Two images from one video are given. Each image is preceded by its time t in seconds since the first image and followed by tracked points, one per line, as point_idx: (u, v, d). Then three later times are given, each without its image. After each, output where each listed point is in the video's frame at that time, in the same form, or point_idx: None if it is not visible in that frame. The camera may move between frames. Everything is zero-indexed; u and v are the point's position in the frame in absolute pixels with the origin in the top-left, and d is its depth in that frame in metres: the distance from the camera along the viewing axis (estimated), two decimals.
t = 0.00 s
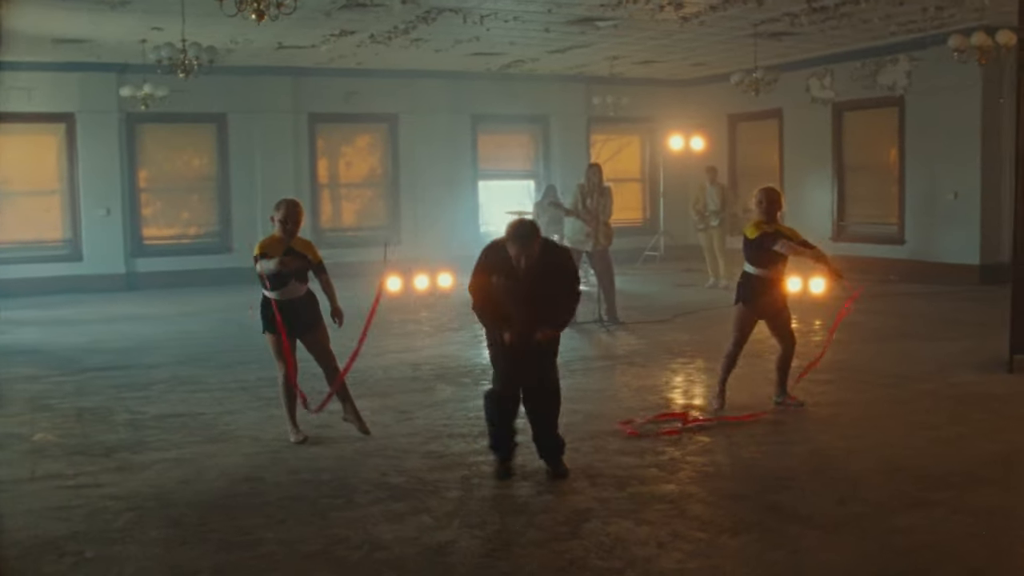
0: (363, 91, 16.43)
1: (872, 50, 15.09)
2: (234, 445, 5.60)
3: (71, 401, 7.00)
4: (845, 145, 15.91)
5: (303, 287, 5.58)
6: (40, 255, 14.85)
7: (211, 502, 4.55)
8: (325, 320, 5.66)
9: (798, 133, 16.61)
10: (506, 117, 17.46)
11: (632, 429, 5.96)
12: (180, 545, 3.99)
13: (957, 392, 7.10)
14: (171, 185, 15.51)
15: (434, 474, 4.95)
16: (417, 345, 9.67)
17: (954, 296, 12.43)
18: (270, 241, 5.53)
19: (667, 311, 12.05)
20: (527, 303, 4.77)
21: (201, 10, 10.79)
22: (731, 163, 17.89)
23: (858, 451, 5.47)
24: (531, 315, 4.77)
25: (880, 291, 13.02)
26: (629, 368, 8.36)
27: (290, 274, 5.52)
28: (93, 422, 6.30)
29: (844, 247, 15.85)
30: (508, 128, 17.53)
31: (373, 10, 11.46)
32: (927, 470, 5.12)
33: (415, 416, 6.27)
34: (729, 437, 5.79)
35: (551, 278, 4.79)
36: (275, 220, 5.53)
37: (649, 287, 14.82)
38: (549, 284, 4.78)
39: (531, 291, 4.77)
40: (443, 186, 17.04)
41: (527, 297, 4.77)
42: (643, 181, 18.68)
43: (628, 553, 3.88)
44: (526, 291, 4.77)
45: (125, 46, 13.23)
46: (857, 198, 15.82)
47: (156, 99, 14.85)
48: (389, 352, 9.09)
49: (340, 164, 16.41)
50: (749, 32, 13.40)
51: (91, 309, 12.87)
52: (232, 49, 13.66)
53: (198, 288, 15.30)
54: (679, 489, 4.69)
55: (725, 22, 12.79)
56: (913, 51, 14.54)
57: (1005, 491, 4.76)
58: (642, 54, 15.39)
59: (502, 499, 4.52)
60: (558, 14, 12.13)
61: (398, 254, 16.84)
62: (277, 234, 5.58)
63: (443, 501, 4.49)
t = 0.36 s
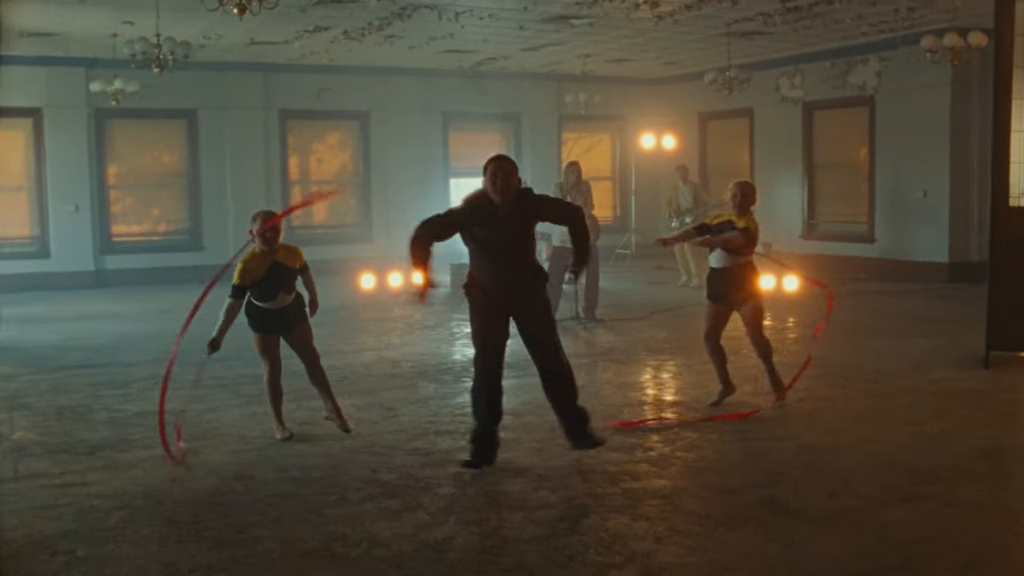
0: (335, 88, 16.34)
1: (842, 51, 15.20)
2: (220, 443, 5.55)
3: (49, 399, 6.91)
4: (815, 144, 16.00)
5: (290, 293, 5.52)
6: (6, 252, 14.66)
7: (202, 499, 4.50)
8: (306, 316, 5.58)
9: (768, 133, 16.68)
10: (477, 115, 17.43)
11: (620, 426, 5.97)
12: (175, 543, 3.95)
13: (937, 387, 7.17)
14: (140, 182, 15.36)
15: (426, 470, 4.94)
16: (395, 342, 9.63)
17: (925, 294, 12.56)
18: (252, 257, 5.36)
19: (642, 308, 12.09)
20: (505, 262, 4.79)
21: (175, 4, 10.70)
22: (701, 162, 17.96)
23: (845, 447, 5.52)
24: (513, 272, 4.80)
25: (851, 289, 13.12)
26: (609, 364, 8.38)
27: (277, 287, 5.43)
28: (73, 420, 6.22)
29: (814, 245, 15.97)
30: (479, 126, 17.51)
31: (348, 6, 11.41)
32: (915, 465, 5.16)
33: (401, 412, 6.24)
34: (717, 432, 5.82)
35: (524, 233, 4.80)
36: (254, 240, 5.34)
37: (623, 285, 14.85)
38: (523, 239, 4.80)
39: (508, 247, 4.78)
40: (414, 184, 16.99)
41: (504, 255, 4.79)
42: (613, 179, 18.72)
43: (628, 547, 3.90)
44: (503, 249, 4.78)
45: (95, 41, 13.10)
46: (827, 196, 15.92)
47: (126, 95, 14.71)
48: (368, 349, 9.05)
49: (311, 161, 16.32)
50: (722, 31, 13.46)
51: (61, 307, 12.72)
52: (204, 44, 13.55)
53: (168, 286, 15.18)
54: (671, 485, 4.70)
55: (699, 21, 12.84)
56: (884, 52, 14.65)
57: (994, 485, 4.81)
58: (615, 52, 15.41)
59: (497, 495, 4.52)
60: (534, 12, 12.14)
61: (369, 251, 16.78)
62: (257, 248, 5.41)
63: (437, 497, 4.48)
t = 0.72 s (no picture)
0: (314, 84, 16.24)
1: (821, 49, 15.24)
2: (210, 443, 5.48)
3: (32, 399, 6.81)
4: (795, 142, 16.03)
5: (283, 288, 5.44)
6: None
7: (196, 500, 4.44)
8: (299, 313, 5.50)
9: (748, 130, 16.70)
10: (456, 112, 17.36)
11: (614, 425, 5.94)
12: (172, 546, 3.89)
13: (925, 384, 7.19)
14: (117, 179, 15.20)
15: (421, 469, 4.88)
16: (379, 340, 9.56)
17: (905, 290, 12.61)
18: (237, 255, 5.30)
19: (625, 305, 12.07)
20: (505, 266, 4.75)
21: None
22: (680, 159, 17.97)
23: (839, 445, 5.51)
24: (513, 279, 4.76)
25: (831, 285, 13.18)
26: (595, 362, 8.35)
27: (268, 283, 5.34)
28: (58, 420, 6.13)
29: (793, 242, 16.01)
30: (458, 123, 17.45)
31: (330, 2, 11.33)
32: (910, 463, 5.16)
33: (392, 411, 6.19)
34: (711, 431, 5.80)
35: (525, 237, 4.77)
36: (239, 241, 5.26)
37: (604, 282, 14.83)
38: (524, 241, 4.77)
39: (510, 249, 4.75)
40: (394, 181, 16.91)
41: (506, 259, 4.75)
42: (592, 176, 18.71)
43: (632, 546, 3.87)
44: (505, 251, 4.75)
45: (71, 36, 12.94)
46: (806, 193, 15.96)
47: (104, 90, 14.55)
48: (353, 347, 8.99)
49: (290, 158, 16.22)
50: (704, 28, 13.47)
51: (39, 305, 12.58)
52: (183, 39, 13.42)
53: (146, 284, 15.03)
54: (670, 484, 4.68)
55: (681, 18, 12.85)
56: (863, 50, 14.70)
57: (991, 483, 4.80)
58: (595, 49, 15.39)
59: (495, 494, 4.47)
60: (516, 9, 12.10)
61: (348, 248, 16.70)
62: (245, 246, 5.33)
63: (435, 497, 4.43)
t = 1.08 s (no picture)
0: (299, 81, 16.16)
1: (808, 46, 15.26)
2: (204, 444, 5.42)
3: (21, 400, 6.72)
4: (782, 138, 16.03)
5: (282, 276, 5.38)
6: None
7: (194, 502, 4.38)
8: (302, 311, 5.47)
9: (734, 127, 16.71)
10: (442, 110, 17.31)
11: (611, 423, 5.91)
12: (170, 548, 3.84)
13: (918, 381, 7.18)
14: (102, 176, 15.08)
15: (420, 469, 4.84)
16: (369, 339, 9.50)
17: (893, 286, 12.63)
18: (237, 234, 5.28)
19: (615, 302, 12.04)
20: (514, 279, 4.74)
21: None
22: (667, 156, 17.96)
23: (838, 442, 5.49)
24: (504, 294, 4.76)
25: (819, 282, 13.18)
26: (588, 359, 8.32)
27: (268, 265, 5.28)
28: (49, 421, 6.06)
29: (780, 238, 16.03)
30: (444, 120, 17.39)
31: None
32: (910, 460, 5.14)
33: (387, 409, 6.13)
34: (710, 428, 5.77)
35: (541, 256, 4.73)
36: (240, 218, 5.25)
37: (592, 279, 14.80)
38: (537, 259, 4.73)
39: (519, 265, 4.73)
40: (380, 178, 16.84)
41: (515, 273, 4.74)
42: (579, 173, 18.69)
43: (636, 546, 3.84)
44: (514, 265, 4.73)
45: (56, 33, 12.83)
46: (793, 190, 15.97)
47: (89, 87, 14.44)
48: (344, 344, 8.93)
49: (276, 155, 16.13)
50: (691, 24, 13.46)
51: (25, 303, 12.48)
52: (168, 36, 13.33)
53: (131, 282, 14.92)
54: (670, 482, 4.65)
55: (669, 15, 12.83)
56: (850, 46, 14.73)
57: (992, 480, 4.79)
58: (582, 46, 15.37)
59: (496, 494, 4.43)
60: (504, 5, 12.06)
61: (335, 245, 16.63)
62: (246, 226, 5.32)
63: (435, 497, 4.39)
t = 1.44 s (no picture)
0: (293, 78, 16.08)
1: (802, 44, 15.24)
2: (203, 444, 5.36)
3: (16, 400, 6.65)
4: (776, 136, 16.01)
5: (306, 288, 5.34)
6: None
7: (195, 504, 4.32)
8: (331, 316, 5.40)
9: (728, 125, 16.68)
10: (436, 107, 17.24)
11: (614, 422, 5.86)
12: (173, 552, 3.78)
13: (919, 380, 7.15)
14: (95, 174, 14.97)
15: (423, 470, 4.78)
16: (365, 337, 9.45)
17: (890, 285, 12.60)
18: (257, 257, 5.23)
19: (610, 300, 12.00)
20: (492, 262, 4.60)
21: None
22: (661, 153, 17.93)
23: (843, 441, 5.45)
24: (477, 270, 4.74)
25: (814, 280, 13.16)
26: (587, 358, 8.27)
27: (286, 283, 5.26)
28: (45, 421, 5.98)
29: (774, 236, 16.00)
30: (438, 117, 17.32)
31: None
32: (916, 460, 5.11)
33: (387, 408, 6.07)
34: (714, 428, 5.73)
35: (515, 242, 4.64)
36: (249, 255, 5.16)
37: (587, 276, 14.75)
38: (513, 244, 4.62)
39: (496, 248, 4.59)
40: (373, 175, 16.76)
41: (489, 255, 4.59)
42: (572, 170, 18.65)
43: (645, 548, 3.80)
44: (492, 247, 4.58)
45: (47, 29, 12.73)
46: (787, 188, 15.94)
47: (82, 83, 14.35)
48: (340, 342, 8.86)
49: (270, 152, 16.06)
50: (686, 22, 13.43)
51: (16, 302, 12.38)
52: (161, 32, 13.24)
53: (122, 280, 14.81)
54: (676, 483, 4.61)
55: (665, 12, 12.78)
56: (845, 45, 14.72)
57: (999, 480, 4.75)
58: (577, 43, 15.31)
59: (501, 495, 4.38)
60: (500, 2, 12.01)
61: (328, 243, 16.55)
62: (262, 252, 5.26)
63: (440, 499, 4.33)
